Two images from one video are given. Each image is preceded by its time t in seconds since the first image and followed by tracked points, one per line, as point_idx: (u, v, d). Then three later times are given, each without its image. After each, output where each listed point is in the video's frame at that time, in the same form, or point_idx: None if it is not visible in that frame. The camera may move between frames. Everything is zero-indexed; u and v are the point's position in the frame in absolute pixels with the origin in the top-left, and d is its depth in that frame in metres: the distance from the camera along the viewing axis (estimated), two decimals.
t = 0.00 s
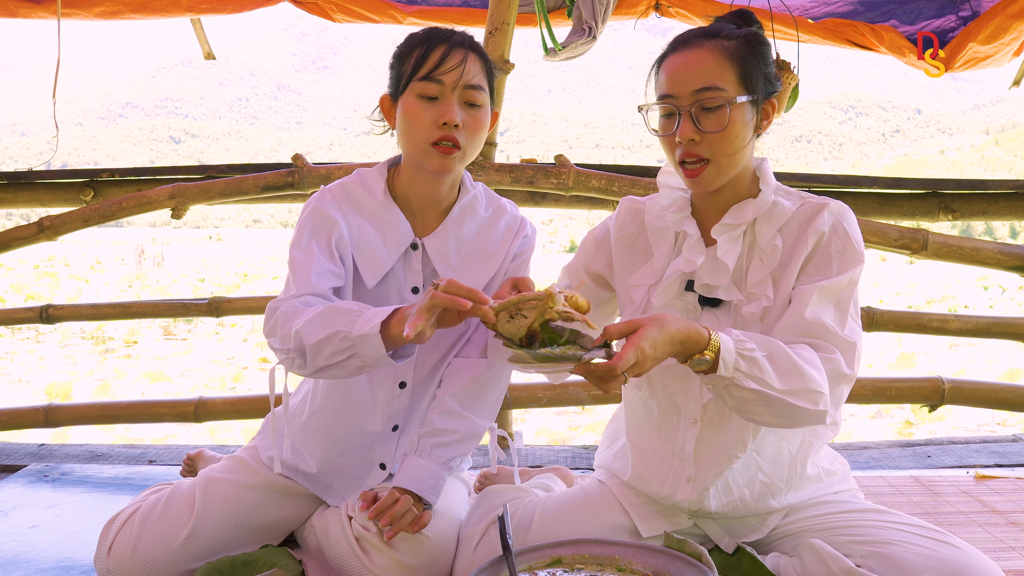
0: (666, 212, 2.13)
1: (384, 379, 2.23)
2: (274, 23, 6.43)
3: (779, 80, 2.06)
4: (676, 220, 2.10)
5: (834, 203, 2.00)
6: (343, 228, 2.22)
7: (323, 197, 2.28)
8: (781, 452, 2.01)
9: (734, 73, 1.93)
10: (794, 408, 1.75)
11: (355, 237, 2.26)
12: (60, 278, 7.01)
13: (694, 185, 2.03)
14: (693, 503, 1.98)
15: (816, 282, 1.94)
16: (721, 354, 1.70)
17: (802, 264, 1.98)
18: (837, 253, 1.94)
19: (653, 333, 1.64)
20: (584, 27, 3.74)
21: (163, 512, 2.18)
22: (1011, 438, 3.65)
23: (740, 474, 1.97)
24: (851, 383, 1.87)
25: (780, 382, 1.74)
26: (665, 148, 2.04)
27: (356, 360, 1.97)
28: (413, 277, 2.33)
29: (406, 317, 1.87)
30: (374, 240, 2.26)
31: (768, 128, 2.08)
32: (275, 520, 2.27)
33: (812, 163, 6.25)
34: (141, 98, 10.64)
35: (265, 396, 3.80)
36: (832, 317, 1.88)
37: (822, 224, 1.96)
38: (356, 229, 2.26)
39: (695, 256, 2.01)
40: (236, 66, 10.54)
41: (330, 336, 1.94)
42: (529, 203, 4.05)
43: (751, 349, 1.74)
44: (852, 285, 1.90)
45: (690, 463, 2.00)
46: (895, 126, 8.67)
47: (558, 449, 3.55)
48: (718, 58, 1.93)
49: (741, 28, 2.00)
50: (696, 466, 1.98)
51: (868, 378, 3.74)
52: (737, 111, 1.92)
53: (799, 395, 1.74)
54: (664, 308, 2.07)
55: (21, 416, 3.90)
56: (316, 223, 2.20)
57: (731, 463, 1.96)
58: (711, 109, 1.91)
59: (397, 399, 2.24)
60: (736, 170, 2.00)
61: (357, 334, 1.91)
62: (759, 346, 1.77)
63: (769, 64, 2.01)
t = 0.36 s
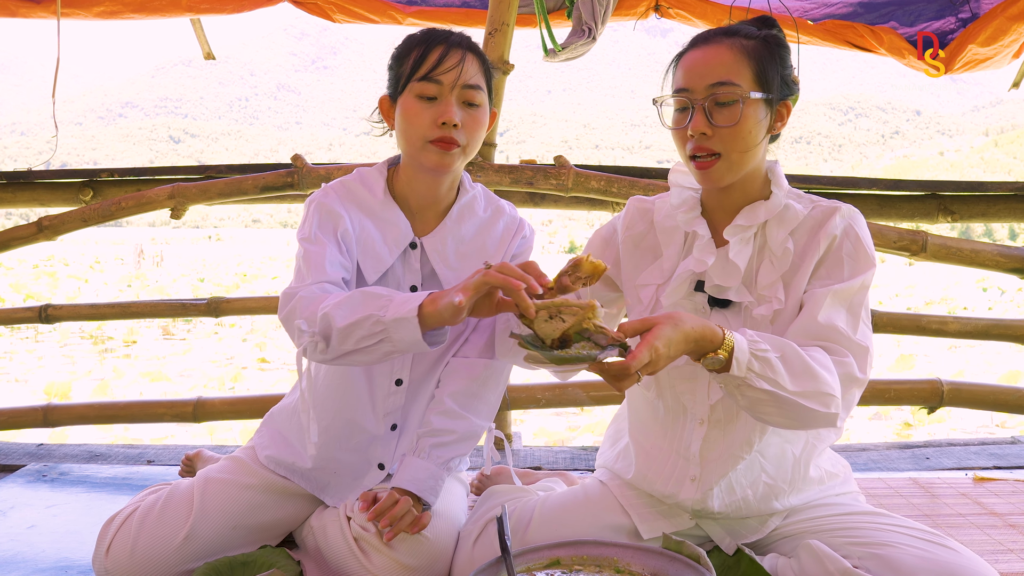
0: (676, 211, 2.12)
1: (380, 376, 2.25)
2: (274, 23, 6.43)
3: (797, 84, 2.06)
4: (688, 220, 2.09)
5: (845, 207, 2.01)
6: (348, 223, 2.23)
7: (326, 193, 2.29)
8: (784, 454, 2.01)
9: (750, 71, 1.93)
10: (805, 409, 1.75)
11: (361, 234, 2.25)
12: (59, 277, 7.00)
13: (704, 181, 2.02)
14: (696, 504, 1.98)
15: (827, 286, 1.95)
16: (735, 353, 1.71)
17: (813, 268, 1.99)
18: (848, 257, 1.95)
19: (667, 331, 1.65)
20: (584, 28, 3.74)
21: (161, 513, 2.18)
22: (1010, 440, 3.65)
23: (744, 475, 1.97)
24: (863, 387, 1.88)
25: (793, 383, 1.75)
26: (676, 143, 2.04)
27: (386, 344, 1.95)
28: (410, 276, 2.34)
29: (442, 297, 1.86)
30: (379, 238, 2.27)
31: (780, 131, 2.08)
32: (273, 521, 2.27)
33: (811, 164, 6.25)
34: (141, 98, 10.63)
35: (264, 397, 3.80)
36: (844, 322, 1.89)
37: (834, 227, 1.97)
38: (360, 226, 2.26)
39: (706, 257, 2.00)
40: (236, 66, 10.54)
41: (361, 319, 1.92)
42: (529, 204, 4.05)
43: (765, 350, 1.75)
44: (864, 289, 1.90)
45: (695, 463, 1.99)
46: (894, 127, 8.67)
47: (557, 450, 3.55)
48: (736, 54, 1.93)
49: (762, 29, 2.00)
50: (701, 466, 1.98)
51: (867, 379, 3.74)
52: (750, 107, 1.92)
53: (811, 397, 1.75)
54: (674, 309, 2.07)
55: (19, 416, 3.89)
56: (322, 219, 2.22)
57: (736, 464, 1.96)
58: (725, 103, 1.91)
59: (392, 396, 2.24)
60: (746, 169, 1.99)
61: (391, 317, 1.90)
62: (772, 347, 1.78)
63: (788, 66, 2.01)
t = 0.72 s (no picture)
0: (672, 217, 2.12)
1: (380, 375, 2.25)
2: (274, 23, 6.43)
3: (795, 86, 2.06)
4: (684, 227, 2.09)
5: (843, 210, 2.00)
6: (352, 221, 2.23)
7: (329, 192, 2.29)
8: (783, 458, 2.01)
9: (748, 71, 1.93)
10: (812, 421, 1.76)
11: (364, 233, 2.25)
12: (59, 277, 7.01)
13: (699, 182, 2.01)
14: (694, 510, 1.98)
15: (829, 294, 1.95)
16: (744, 363, 1.71)
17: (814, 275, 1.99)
18: (847, 262, 1.96)
19: (677, 340, 1.65)
20: (584, 29, 3.74)
21: (161, 513, 2.18)
22: (1009, 441, 3.64)
23: (744, 480, 1.97)
24: (869, 400, 1.88)
25: (801, 395, 1.75)
26: (671, 142, 2.03)
27: (399, 337, 1.96)
28: (412, 275, 2.32)
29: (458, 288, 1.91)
30: (381, 237, 2.26)
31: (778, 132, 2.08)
32: (273, 521, 2.27)
33: (812, 165, 6.23)
34: (141, 98, 10.63)
35: (263, 397, 3.80)
36: (848, 332, 1.89)
37: (833, 232, 1.96)
38: (363, 226, 2.26)
39: (705, 268, 1.99)
40: (235, 67, 10.55)
41: (374, 311, 1.92)
42: (529, 205, 4.05)
43: (773, 360, 1.75)
44: (867, 297, 1.91)
45: (695, 471, 1.99)
46: (894, 129, 8.68)
47: (557, 451, 3.55)
48: (734, 54, 1.93)
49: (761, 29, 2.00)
50: (701, 473, 1.98)
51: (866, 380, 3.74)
52: (747, 108, 1.92)
53: (818, 409, 1.75)
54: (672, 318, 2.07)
55: (18, 416, 3.88)
56: (325, 218, 2.21)
57: (736, 471, 1.96)
58: (722, 104, 1.91)
59: (392, 395, 2.24)
60: (741, 170, 1.99)
61: (405, 309, 1.91)
62: (781, 358, 1.78)
63: (787, 67, 2.01)
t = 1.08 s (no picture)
0: (660, 223, 2.11)
1: (379, 375, 2.25)
2: (273, 23, 6.43)
3: (784, 90, 2.04)
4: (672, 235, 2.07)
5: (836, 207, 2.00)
6: (351, 220, 2.23)
7: (329, 191, 2.29)
8: (781, 462, 2.01)
9: (731, 74, 1.92)
10: (821, 425, 1.76)
11: (361, 233, 2.25)
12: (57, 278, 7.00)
13: (677, 185, 2.00)
14: (692, 519, 1.98)
15: (829, 297, 1.95)
16: (750, 362, 1.71)
17: (812, 278, 2.00)
18: (844, 263, 1.96)
19: (681, 338, 1.65)
20: (583, 29, 3.74)
21: (161, 513, 2.17)
22: (1009, 440, 3.64)
23: (743, 486, 1.97)
24: (880, 404, 1.88)
25: (808, 397, 1.75)
26: (654, 147, 2.03)
27: (390, 325, 1.96)
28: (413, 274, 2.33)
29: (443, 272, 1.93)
30: (379, 236, 2.26)
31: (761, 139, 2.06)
32: (273, 521, 2.27)
33: (812, 165, 6.22)
34: (140, 99, 10.63)
35: (263, 397, 3.80)
36: (852, 336, 1.89)
37: (829, 233, 1.96)
38: (362, 226, 2.25)
39: (696, 279, 1.98)
40: (234, 67, 10.55)
41: (365, 298, 1.94)
42: (528, 205, 4.05)
43: (782, 360, 1.76)
44: (867, 298, 1.90)
45: (693, 480, 1.98)
46: (892, 129, 8.69)
47: (556, 451, 3.55)
48: (716, 56, 1.92)
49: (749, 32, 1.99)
50: (698, 482, 1.97)
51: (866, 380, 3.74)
52: (729, 112, 1.90)
53: (825, 412, 1.75)
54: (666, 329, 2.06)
55: (18, 417, 3.88)
56: (324, 216, 2.21)
57: (734, 481, 1.95)
58: (702, 108, 1.89)
59: (391, 395, 2.24)
60: (724, 175, 1.97)
61: (395, 295, 1.93)
62: (789, 359, 1.78)
63: (772, 69, 1.99)
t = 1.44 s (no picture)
0: (652, 229, 2.11)
1: (379, 375, 2.24)
2: (272, 22, 6.42)
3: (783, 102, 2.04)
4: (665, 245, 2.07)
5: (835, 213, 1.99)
6: (346, 220, 2.23)
7: (326, 191, 2.28)
8: (779, 467, 2.01)
9: (725, 79, 1.92)
10: (824, 435, 1.76)
11: (356, 232, 2.24)
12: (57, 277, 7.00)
13: (670, 208, 2.04)
14: (688, 527, 1.97)
15: (829, 306, 1.95)
16: (754, 367, 1.72)
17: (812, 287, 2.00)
18: (843, 272, 1.96)
19: (684, 339, 1.64)
20: (582, 28, 3.74)
21: (161, 512, 2.17)
22: (1008, 439, 3.65)
23: (742, 493, 1.97)
24: (885, 417, 1.88)
25: (811, 407, 1.76)
26: (643, 145, 2.04)
27: (369, 331, 1.95)
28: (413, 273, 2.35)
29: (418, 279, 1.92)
30: (375, 235, 2.26)
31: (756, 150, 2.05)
32: (273, 520, 2.27)
33: (811, 165, 6.22)
34: (139, 98, 10.63)
35: (263, 396, 3.80)
36: (853, 347, 1.89)
37: (825, 241, 1.95)
38: (358, 225, 2.25)
39: (690, 292, 2.00)
40: (233, 66, 10.56)
41: (343, 304, 1.94)
42: (527, 204, 4.05)
43: (787, 369, 1.76)
44: (868, 308, 1.89)
45: (690, 489, 1.97)
46: (891, 128, 8.70)
47: (556, 450, 3.55)
48: (712, 58, 1.92)
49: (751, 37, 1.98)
50: (695, 491, 1.96)
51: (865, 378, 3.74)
52: (718, 118, 1.90)
53: (827, 423, 1.76)
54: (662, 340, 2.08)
55: (17, 417, 3.87)
56: (319, 216, 2.21)
57: (731, 490, 1.95)
58: (692, 111, 1.90)
59: (391, 394, 2.24)
60: (714, 184, 1.98)
61: (372, 302, 1.92)
62: (794, 368, 1.79)
63: (771, 81, 1.98)
